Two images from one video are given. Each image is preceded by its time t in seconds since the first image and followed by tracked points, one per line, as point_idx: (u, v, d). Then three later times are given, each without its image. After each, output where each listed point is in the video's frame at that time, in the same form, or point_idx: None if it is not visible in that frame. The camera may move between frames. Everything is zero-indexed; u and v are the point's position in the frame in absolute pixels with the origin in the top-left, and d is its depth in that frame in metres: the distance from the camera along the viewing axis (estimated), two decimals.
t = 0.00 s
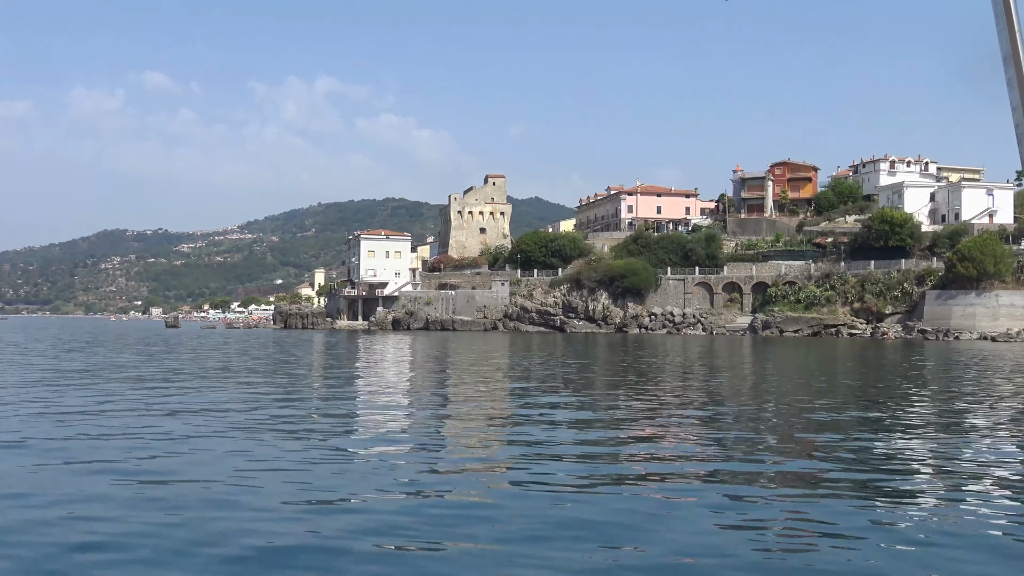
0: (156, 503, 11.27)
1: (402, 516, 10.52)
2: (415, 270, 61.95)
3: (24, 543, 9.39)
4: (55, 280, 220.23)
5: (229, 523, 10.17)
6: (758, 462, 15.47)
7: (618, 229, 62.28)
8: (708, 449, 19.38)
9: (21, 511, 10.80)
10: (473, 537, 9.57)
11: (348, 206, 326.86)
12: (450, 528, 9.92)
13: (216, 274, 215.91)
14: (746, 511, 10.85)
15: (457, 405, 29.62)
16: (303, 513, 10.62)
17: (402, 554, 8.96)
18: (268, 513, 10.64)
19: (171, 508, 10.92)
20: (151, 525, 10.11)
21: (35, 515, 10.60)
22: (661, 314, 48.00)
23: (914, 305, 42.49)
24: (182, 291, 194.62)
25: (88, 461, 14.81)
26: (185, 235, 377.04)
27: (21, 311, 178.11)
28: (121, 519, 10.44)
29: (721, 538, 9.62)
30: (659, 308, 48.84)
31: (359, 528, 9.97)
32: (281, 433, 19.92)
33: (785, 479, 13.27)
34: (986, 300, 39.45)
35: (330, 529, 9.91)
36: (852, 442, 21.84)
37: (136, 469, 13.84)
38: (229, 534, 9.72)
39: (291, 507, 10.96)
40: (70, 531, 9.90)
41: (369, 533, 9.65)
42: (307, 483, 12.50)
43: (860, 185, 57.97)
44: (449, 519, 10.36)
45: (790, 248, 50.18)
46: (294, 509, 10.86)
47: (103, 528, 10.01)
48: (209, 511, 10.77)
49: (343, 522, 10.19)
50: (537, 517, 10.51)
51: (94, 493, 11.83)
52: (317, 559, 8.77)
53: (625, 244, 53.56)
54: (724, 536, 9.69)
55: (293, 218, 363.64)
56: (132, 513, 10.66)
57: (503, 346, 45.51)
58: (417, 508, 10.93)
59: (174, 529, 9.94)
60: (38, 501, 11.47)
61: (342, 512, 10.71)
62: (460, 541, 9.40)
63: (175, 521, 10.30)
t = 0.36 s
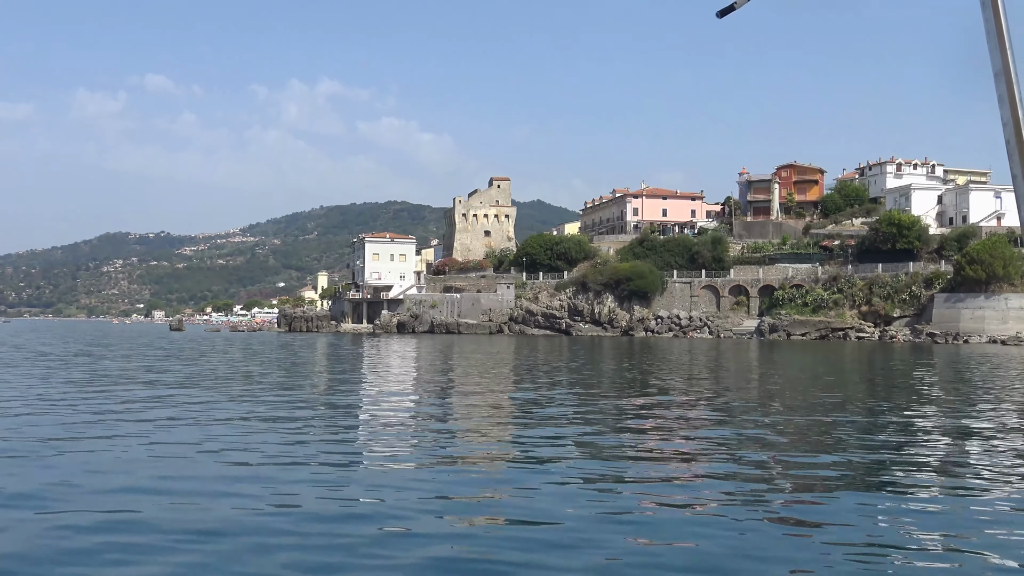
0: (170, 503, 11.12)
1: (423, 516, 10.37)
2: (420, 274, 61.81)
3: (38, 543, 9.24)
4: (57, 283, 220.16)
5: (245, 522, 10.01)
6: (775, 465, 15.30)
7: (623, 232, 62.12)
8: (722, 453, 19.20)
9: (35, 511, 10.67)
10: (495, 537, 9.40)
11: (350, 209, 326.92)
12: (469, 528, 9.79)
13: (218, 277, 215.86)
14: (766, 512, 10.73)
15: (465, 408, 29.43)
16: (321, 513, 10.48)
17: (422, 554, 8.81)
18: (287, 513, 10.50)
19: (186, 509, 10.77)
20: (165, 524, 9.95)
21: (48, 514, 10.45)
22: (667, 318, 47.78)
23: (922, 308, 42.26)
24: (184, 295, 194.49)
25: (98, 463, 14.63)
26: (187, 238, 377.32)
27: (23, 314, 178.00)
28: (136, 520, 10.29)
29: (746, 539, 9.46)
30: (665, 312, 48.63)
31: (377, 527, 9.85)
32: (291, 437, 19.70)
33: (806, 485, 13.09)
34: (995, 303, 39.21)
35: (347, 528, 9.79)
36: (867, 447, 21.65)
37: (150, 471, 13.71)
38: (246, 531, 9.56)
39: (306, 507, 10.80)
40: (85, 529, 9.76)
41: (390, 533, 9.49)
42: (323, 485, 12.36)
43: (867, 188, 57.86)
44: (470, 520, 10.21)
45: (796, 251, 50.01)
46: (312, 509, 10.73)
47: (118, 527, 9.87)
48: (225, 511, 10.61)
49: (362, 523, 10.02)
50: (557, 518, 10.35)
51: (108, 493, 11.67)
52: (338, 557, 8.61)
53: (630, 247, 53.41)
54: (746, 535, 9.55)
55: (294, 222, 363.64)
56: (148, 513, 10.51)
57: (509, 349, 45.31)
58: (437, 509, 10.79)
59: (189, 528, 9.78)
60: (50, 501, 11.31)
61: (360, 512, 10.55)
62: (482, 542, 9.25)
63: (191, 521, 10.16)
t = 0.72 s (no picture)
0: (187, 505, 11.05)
1: (443, 522, 10.31)
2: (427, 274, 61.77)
3: (56, 549, 9.17)
4: (62, 280, 220.46)
5: (265, 526, 9.95)
6: (794, 469, 15.20)
7: (631, 233, 61.97)
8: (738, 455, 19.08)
9: (53, 513, 10.60)
10: (518, 543, 9.33)
11: (355, 209, 327.10)
12: (491, 535, 9.72)
13: (222, 276, 216.07)
14: (788, 521, 10.66)
15: (475, 409, 29.32)
16: (340, 518, 10.43)
17: (445, 560, 8.74)
18: (306, 517, 10.43)
19: (204, 512, 10.70)
20: (185, 528, 9.89)
21: (66, 517, 10.38)
22: (676, 319, 47.63)
23: (933, 312, 42.05)
24: (188, 294, 194.64)
25: (111, 461, 14.55)
26: (191, 237, 377.64)
27: (27, 311, 178.04)
28: (153, 523, 10.20)
29: (770, 548, 9.39)
30: (674, 313, 48.47)
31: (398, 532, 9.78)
32: (303, 436, 19.61)
33: (827, 490, 13.00)
34: (1007, 306, 38.95)
35: (368, 533, 9.73)
36: (883, 450, 21.48)
37: (166, 470, 13.62)
38: (268, 536, 9.51)
39: (325, 511, 10.73)
40: (104, 532, 9.69)
41: (412, 539, 9.42)
42: (340, 488, 12.29)
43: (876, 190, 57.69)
44: (492, 526, 10.14)
45: (806, 253, 49.85)
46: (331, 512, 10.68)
47: (138, 531, 9.80)
48: (244, 514, 10.55)
49: (383, 527, 9.96)
50: (580, 525, 10.27)
51: (124, 494, 11.60)
52: (362, 563, 8.56)
53: (639, 248, 53.28)
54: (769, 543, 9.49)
55: (299, 221, 363.87)
56: (166, 515, 10.44)
57: (517, 350, 45.18)
58: (457, 515, 10.72)
59: (209, 531, 9.72)
60: (66, 502, 11.23)
61: (379, 517, 10.47)
62: (505, 549, 9.18)
63: (210, 524, 10.09)
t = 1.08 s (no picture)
0: (206, 510, 10.90)
1: (465, 530, 10.16)
2: (433, 276, 61.66)
3: (71, 554, 9.07)
4: (66, 283, 220.78)
5: (286, 535, 9.80)
6: (815, 471, 15.04)
7: (637, 234, 61.78)
8: (755, 457, 18.90)
9: (68, 518, 10.45)
10: (540, 554, 9.21)
11: (358, 211, 327.14)
12: (515, 545, 9.56)
13: (226, 278, 216.12)
14: (814, 528, 10.51)
15: (484, 411, 29.12)
16: (361, 525, 10.27)
17: (470, 573, 8.59)
18: (326, 524, 10.29)
19: (222, 518, 10.56)
20: (205, 536, 9.73)
21: (82, 522, 10.29)
22: (684, 320, 47.45)
23: (942, 312, 41.84)
24: (192, 296, 194.84)
25: (125, 463, 14.41)
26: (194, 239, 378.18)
27: (31, 313, 178.30)
28: (170, 528, 10.10)
29: (800, 559, 9.23)
30: (681, 314, 48.30)
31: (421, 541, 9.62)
32: (315, 439, 19.50)
33: (851, 495, 12.83)
34: (1017, 306, 38.72)
35: (390, 542, 9.58)
36: (898, 451, 21.33)
37: (181, 473, 13.54)
38: (288, 546, 9.35)
39: (345, 518, 10.58)
40: (122, 541, 9.53)
41: (435, 549, 9.27)
42: (358, 493, 12.15)
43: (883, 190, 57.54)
44: (515, 534, 9.98)
45: (813, 253, 49.67)
46: (350, 519, 10.52)
47: (156, 538, 9.64)
48: (263, 521, 10.39)
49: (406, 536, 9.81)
50: (603, 533, 10.12)
51: (140, 498, 11.51)
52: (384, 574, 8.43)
53: (645, 249, 53.12)
54: (795, 554, 9.32)
55: (302, 223, 364.24)
56: (184, 522, 10.28)
57: (523, 351, 45.03)
58: (479, 522, 10.57)
59: (229, 540, 9.56)
60: (81, 505, 11.08)
61: (400, 525, 10.33)
62: (530, 559, 9.03)
63: (229, 531, 9.94)
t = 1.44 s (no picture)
0: (219, 525, 10.80)
1: (480, 541, 10.04)
2: (438, 278, 61.57)
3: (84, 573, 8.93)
4: (70, 287, 220.89)
5: (299, 550, 9.66)
6: (833, 473, 14.88)
7: (643, 236, 61.61)
8: (770, 459, 18.72)
9: (78, 536, 10.35)
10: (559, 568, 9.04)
11: (360, 213, 327.25)
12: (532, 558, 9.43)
13: (229, 281, 216.16)
14: (834, 536, 10.37)
15: (493, 414, 28.97)
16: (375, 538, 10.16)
17: None
18: (343, 537, 10.14)
19: (234, 534, 10.45)
20: (216, 554, 9.61)
21: (93, 539, 10.15)
22: (690, 322, 47.28)
23: (951, 313, 41.61)
24: (195, 299, 194.99)
25: (137, 470, 14.33)
26: (197, 242, 378.41)
27: (34, 316, 178.43)
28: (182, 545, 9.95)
29: (825, 571, 9.05)
30: (688, 316, 48.13)
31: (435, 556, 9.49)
32: (326, 443, 19.35)
33: (871, 498, 12.69)
34: None
35: (404, 557, 9.45)
36: (914, 452, 21.15)
37: (193, 482, 13.39)
38: (303, 563, 9.20)
39: (358, 531, 10.45)
40: (136, 559, 9.39)
41: (451, 562, 9.14)
42: (374, 502, 12.03)
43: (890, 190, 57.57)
44: (529, 546, 9.86)
45: (820, 254, 49.49)
46: (364, 531, 10.42)
47: (170, 557, 9.54)
48: (276, 536, 10.28)
49: (420, 550, 9.69)
50: (620, 543, 9.99)
51: (153, 512, 11.37)
52: None
53: (651, 251, 52.96)
54: (818, 566, 9.15)
55: (305, 225, 364.53)
56: (195, 537, 10.14)
57: (529, 354, 44.88)
58: (494, 532, 10.44)
59: (243, 558, 9.43)
60: (90, 522, 10.98)
61: (414, 538, 10.21)
62: None
63: (243, 549, 9.81)
